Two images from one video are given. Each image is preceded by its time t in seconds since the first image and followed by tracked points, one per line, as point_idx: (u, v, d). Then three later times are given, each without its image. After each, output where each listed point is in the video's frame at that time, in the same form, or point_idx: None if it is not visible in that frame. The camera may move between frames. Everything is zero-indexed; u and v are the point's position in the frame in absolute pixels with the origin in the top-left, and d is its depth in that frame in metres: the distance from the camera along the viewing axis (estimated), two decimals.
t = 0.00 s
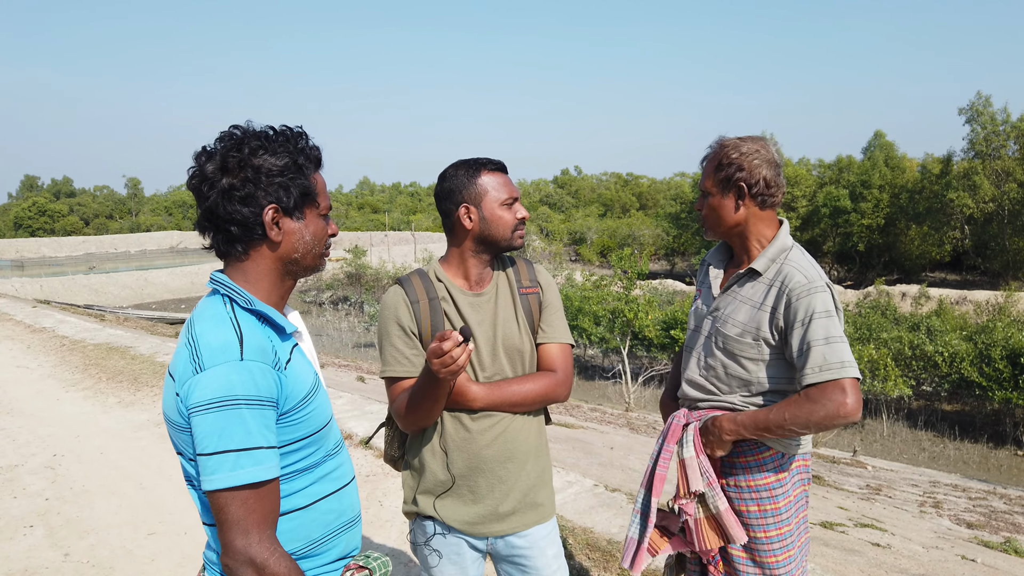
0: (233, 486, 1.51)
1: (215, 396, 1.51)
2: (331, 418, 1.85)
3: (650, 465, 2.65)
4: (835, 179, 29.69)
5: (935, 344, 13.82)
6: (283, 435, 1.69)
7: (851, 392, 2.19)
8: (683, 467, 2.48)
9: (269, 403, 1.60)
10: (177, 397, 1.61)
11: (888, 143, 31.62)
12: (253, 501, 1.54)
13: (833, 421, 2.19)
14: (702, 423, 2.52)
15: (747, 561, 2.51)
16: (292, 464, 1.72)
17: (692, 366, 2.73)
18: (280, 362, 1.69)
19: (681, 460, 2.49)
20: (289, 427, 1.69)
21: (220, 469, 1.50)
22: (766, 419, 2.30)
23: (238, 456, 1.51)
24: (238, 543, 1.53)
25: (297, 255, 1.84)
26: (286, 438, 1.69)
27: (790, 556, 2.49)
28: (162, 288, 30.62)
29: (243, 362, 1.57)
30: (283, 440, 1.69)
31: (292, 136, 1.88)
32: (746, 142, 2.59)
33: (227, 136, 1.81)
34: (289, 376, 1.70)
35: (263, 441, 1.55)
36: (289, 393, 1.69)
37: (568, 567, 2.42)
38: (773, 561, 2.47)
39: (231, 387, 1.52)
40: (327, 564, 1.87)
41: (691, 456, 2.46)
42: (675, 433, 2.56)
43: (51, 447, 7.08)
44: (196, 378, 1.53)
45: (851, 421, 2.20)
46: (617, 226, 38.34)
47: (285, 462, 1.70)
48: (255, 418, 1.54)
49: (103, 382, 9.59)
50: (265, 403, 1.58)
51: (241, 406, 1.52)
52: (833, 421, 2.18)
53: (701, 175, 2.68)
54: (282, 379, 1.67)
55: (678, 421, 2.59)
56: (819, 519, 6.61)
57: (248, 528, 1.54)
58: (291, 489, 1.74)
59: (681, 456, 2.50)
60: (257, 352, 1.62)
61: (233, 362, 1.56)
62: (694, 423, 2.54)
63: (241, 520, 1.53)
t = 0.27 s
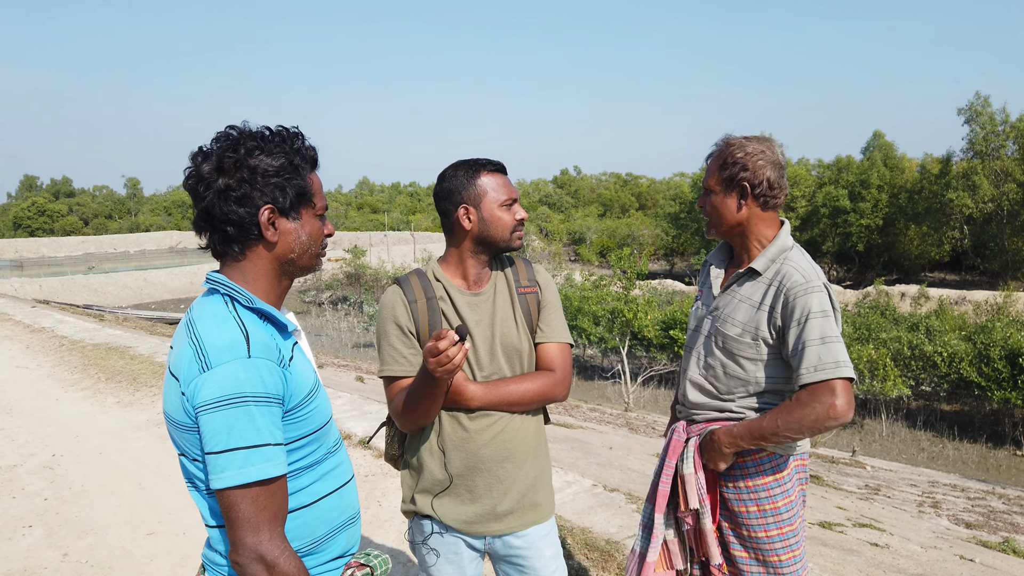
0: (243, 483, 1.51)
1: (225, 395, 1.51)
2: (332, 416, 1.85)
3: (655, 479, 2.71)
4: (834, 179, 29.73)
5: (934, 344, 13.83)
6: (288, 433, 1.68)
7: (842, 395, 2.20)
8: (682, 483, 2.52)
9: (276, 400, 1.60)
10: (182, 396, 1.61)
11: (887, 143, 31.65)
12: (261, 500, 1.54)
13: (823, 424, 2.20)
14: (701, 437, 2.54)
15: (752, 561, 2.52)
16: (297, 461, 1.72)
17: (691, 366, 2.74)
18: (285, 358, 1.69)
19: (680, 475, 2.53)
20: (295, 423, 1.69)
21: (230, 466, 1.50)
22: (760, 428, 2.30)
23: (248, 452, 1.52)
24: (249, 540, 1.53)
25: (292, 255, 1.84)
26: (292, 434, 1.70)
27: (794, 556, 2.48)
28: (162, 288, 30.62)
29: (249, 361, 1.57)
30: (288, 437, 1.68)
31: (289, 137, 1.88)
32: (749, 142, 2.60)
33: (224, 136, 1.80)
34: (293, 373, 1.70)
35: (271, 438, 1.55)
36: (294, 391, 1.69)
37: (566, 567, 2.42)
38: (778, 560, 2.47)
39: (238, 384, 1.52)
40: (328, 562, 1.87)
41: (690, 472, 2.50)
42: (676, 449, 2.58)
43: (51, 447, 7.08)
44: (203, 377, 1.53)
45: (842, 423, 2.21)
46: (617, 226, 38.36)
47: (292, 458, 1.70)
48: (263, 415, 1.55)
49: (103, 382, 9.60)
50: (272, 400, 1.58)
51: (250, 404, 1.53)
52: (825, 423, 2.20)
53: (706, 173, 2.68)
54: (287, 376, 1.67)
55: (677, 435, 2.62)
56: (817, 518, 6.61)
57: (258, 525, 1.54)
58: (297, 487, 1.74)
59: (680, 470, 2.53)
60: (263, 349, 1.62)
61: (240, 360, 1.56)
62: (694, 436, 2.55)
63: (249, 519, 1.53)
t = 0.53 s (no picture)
0: (230, 484, 1.51)
1: (216, 395, 1.51)
2: (330, 416, 1.85)
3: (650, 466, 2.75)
4: (833, 179, 29.73)
5: (934, 344, 13.84)
6: (283, 433, 1.68)
7: (829, 390, 2.20)
8: (673, 472, 2.55)
9: (270, 402, 1.59)
10: (178, 396, 1.61)
11: (886, 143, 31.66)
12: (249, 501, 1.54)
13: (811, 419, 2.20)
14: (696, 428, 2.56)
15: (734, 554, 2.55)
16: (292, 461, 1.72)
17: (689, 367, 2.75)
18: (282, 360, 1.69)
19: (671, 464, 2.57)
20: (290, 424, 1.69)
21: (219, 467, 1.50)
22: (750, 422, 2.31)
23: (238, 454, 1.51)
24: (233, 542, 1.53)
25: (291, 256, 1.84)
26: (287, 435, 1.70)
27: (780, 554, 2.49)
28: (161, 288, 30.61)
29: (243, 361, 1.56)
30: (283, 438, 1.68)
31: (288, 137, 1.88)
32: (745, 143, 2.59)
33: (223, 137, 1.80)
34: (289, 374, 1.70)
35: (263, 440, 1.55)
36: (290, 392, 1.69)
37: (564, 566, 2.42)
38: (760, 556, 2.48)
39: (232, 385, 1.52)
40: (324, 563, 1.87)
41: (681, 461, 2.52)
42: (671, 436, 2.61)
43: (50, 447, 7.08)
44: (197, 376, 1.53)
45: (830, 418, 2.20)
46: (616, 226, 38.34)
47: (287, 459, 1.70)
48: (257, 416, 1.55)
49: (102, 382, 9.59)
50: (265, 402, 1.57)
51: (244, 404, 1.53)
52: (810, 419, 2.20)
53: (702, 174, 2.68)
54: (283, 377, 1.67)
55: (674, 424, 2.65)
56: (816, 518, 6.61)
57: (244, 527, 1.54)
58: (293, 486, 1.74)
59: (672, 460, 2.56)
60: (259, 350, 1.61)
61: (235, 360, 1.56)
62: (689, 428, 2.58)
63: (236, 519, 1.53)
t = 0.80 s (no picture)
0: (226, 482, 1.51)
1: (210, 394, 1.51)
2: (327, 415, 1.86)
3: (645, 464, 2.81)
4: (833, 179, 29.72)
5: (933, 344, 13.84)
6: (278, 432, 1.68)
7: (803, 390, 2.21)
8: (665, 470, 2.60)
9: (265, 402, 1.59)
10: (174, 394, 1.61)
11: (885, 144, 31.67)
12: (244, 500, 1.54)
13: (784, 416, 2.22)
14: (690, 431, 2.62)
15: (731, 559, 2.53)
16: (287, 461, 1.72)
17: (684, 366, 2.76)
18: (277, 359, 1.69)
19: (664, 462, 2.61)
20: (285, 423, 1.69)
21: (214, 466, 1.50)
22: (729, 415, 2.37)
23: (232, 453, 1.51)
24: (229, 541, 1.53)
25: (289, 256, 1.84)
26: (282, 435, 1.69)
27: (775, 554, 2.50)
28: (160, 288, 30.60)
29: (238, 361, 1.56)
30: (278, 437, 1.68)
31: (286, 138, 1.88)
32: (742, 143, 2.58)
33: (222, 138, 1.80)
34: (284, 373, 1.70)
35: (257, 439, 1.55)
36: (285, 391, 1.69)
37: (562, 565, 2.42)
38: (755, 558, 2.49)
39: (227, 384, 1.53)
40: (320, 561, 1.87)
41: (673, 460, 2.57)
42: (666, 438, 2.69)
43: (49, 447, 7.07)
44: (192, 376, 1.53)
45: (799, 417, 2.22)
46: (616, 226, 38.33)
47: (282, 458, 1.70)
48: (252, 416, 1.55)
49: (101, 382, 9.59)
50: (259, 401, 1.57)
51: (238, 404, 1.53)
52: (783, 416, 2.22)
53: (700, 172, 2.67)
54: (278, 377, 1.67)
55: (668, 427, 2.72)
56: (815, 518, 6.62)
57: (240, 525, 1.54)
58: (288, 485, 1.74)
59: (665, 458, 2.62)
60: (254, 350, 1.61)
61: (228, 360, 1.56)
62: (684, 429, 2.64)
63: (232, 518, 1.53)
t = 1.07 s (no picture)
0: (225, 481, 1.51)
1: (207, 394, 1.51)
2: (324, 414, 1.86)
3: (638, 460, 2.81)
4: (832, 180, 29.72)
5: (931, 344, 13.85)
6: (276, 432, 1.68)
7: (796, 396, 2.21)
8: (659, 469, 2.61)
9: (262, 402, 1.59)
10: (171, 394, 1.61)
11: (884, 144, 31.68)
12: (244, 498, 1.54)
13: (780, 424, 2.22)
14: (682, 428, 2.60)
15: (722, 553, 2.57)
16: (284, 460, 1.72)
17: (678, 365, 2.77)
18: (273, 360, 1.69)
19: (657, 462, 2.62)
20: (283, 423, 1.69)
21: (213, 466, 1.50)
22: (723, 421, 2.37)
23: (230, 452, 1.51)
24: (229, 539, 1.53)
25: (286, 256, 1.84)
26: (279, 435, 1.69)
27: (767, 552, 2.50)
28: (160, 288, 30.59)
29: (235, 361, 1.57)
30: (275, 437, 1.68)
31: (281, 138, 1.87)
32: (744, 144, 2.57)
33: (219, 138, 1.81)
34: (280, 373, 1.70)
35: (255, 438, 1.55)
36: (282, 391, 1.69)
37: (561, 564, 2.42)
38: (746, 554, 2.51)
39: (224, 384, 1.53)
40: (318, 560, 1.87)
41: (666, 460, 2.58)
42: (658, 432, 2.66)
43: (48, 447, 7.07)
44: (189, 377, 1.53)
45: (793, 423, 2.22)
46: (615, 227, 38.32)
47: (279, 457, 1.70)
48: (249, 416, 1.55)
49: (100, 383, 9.59)
50: (256, 400, 1.57)
51: (234, 404, 1.53)
52: (780, 422, 2.22)
53: (701, 172, 2.67)
54: (275, 377, 1.67)
55: (660, 422, 2.69)
56: (813, 517, 6.62)
57: (240, 524, 1.54)
58: (286, 485, 1.74)
59: (658, 457, 2.62)
60: (251, 350, 1.62)
61: (225, 360, 1.56)
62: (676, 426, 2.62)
63: (231, 517, 1.53)
